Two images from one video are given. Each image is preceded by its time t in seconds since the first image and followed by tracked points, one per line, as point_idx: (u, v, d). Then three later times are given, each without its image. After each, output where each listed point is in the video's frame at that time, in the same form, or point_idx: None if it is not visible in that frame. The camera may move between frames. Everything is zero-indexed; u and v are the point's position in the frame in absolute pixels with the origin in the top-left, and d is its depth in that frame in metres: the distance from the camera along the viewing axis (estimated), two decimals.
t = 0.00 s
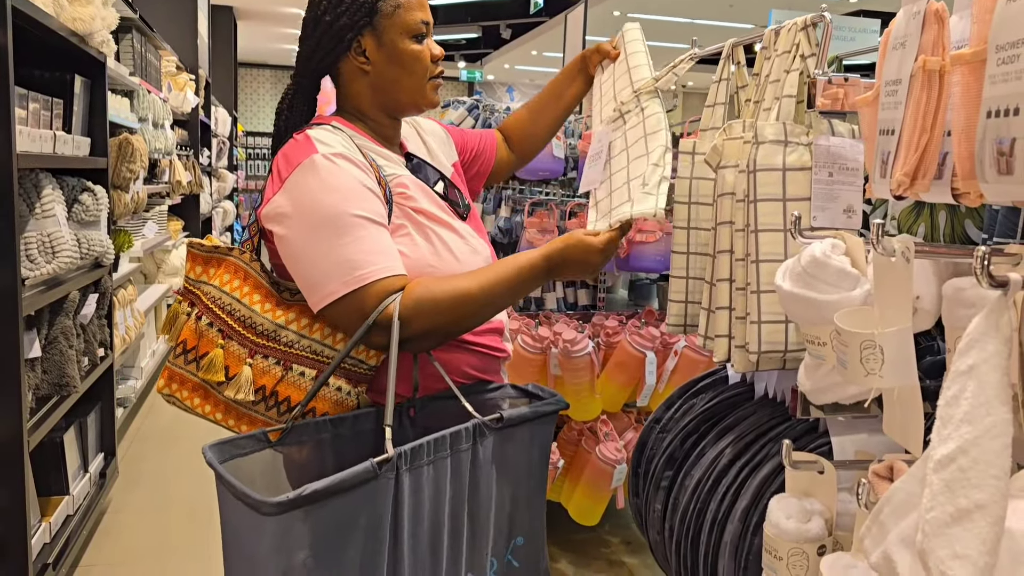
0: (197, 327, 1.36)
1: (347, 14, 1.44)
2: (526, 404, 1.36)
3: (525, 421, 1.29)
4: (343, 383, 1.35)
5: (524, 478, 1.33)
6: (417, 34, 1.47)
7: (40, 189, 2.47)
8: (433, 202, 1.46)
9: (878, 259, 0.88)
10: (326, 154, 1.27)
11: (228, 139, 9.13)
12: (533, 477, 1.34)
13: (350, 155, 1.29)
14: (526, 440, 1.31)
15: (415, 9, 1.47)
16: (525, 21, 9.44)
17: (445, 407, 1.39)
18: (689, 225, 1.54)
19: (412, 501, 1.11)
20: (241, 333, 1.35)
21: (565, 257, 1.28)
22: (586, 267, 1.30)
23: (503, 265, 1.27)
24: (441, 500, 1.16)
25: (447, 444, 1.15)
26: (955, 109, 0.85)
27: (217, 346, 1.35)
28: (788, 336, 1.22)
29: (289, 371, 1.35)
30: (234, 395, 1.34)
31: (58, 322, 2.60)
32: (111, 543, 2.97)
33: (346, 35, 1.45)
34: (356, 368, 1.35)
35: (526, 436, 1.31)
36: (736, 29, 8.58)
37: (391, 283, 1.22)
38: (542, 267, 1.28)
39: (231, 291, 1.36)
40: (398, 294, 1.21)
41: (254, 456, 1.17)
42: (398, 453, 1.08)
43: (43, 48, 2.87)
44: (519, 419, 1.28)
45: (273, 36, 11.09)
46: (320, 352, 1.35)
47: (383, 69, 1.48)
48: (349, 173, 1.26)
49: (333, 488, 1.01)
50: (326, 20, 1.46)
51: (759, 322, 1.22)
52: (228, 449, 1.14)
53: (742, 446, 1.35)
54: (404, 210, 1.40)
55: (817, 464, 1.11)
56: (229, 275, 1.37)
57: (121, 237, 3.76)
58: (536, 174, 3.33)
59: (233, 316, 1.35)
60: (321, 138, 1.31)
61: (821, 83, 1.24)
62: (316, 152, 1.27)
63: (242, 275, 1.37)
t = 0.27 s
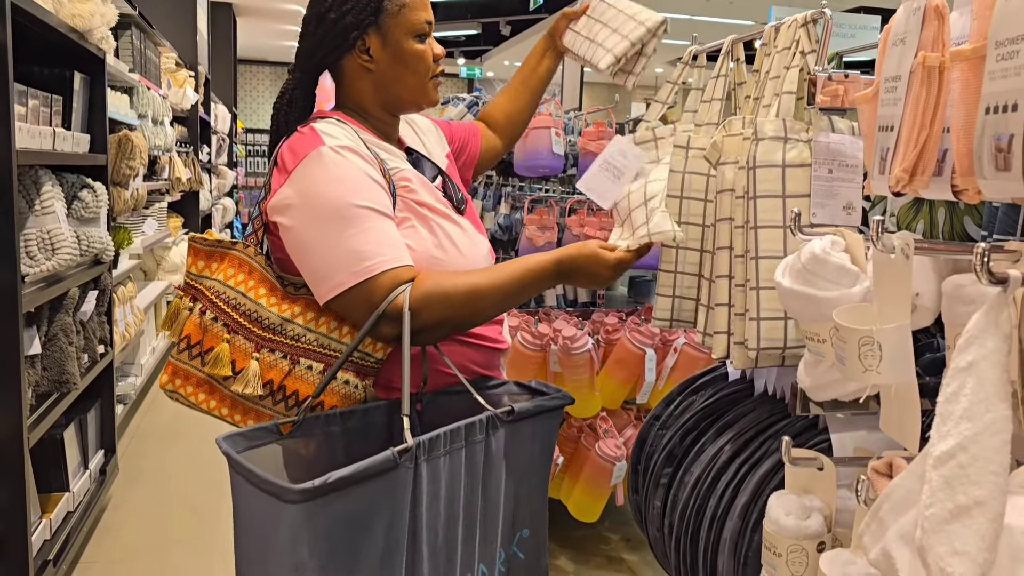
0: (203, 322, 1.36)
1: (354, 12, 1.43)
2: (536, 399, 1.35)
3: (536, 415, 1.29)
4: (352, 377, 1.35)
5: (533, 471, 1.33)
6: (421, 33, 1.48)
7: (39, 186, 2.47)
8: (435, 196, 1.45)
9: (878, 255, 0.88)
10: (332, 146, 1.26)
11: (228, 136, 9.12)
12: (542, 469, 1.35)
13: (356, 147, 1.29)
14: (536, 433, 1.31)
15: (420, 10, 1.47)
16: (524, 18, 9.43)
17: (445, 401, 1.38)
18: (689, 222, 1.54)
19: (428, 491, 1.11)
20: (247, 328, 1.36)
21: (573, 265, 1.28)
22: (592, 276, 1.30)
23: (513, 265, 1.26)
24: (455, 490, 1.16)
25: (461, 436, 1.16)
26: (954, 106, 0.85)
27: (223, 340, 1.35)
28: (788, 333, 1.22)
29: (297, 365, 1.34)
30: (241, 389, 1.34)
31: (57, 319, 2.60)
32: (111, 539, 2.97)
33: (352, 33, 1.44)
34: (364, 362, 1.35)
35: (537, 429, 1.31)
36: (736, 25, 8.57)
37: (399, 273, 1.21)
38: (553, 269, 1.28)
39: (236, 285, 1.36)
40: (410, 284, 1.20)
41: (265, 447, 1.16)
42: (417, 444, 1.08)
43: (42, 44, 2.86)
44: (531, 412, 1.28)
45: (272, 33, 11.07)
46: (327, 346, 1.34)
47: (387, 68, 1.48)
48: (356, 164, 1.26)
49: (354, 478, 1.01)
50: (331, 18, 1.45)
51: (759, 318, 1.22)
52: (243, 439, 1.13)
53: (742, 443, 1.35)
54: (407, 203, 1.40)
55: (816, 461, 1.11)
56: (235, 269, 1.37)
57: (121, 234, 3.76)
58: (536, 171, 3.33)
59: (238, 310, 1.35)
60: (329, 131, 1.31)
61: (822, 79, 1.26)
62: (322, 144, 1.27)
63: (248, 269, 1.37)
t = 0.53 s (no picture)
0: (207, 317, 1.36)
1: (359, 8, 1.42)
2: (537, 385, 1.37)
3: (535, 402, 1.29)
4: (359, 371, 1.36)
5: (537, 458, 1.34)
6: (422, 32, 1.48)
7: (39, 180, 2.46)
8: (436, 188, 1.45)
9: (879, 251, 0.88)
10: (338, 143, 1.26)
11: (229, 131, 9.11)
12: (544, 456, 1.36)
13: (361, 144, 1.29)
14: (535, 420, 1.32)
15: (421, 7, 1.47)
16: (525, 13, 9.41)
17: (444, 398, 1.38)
18: (690, 218, 1.54)
19: (438, 486, 1.11)
20: (252, 323, 1.36)
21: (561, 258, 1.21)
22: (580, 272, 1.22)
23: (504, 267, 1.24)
24: (463, 484, 1.16)
25: (467, 428, 1.16)
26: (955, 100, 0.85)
27: (229, 334, 1.35)
28: (788, 328, 1.22)
29: (303, 359, 1.34)
30: (247, 382, 1.34)
31: (58, 314, 2.60)
32: (113, 534, 2.98)
33: (355, 29, 1.44)
34: (368, 356, 1.36)
35: (537, 416, 1.32)
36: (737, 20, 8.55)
37: (396, 275, 1.22)
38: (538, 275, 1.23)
39: (239, 280, 1.37)
40: (404, 285, 1.21)
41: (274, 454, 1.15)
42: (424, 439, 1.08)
43: (42, 39, 2.86)
44: (531, 399, 1.29)
45: (272, 28, 11.04)
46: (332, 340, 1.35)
47: (387, 64, 1.48)
48: (361, 162, 1.26)
49: (368, 478, 1.00)
50: (335, 13, 1.44)
51: (760, 314, 1.22)
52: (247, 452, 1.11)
53: (742, 438, 1.36)
54: (409, 196, 1.39)
55: (817, 456, 1.11)
56: (239, 265, 1.37)
57: (121, 229, 3.75)
58: (537, 166, 3.32)
59: (243, 305, 1.36)
60: (334, 127, 1.30)
61: (822, 75, 1.24)
62: (328, 141, 1.26)
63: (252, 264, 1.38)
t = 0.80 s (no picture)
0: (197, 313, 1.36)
1: (338, 2, 1.37)
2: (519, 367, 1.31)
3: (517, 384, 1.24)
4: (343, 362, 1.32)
5: (525, 441, 1.29)
6: (407, 33, 1.39)
7: (40, 175, 2.46)
8: (426, 182, 1.42)
9: (882, 246, 0.88)
10: (317, 138, 1.20)
11: (228, 126, 9.10)
12: (532, 440, 1.30)
13: (343, 139, 1.23)
14: (521, 401, 1.27)
15: (408, 7, 1.38)
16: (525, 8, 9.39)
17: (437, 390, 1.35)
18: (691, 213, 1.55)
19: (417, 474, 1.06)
20: (239, 318, 1.35)
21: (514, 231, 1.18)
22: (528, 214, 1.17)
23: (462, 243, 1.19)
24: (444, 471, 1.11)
25: (443, 413, 1.11)
26: (958, 96, 0.85)
27: (217, 330, 1.35)
28: (790, 322, 1.23)
29: (290, 352, 1.34)
30: (236, 377, 1.33)
31: (58, 309, 2.60)
32: (112, 528, 2.98)
33: (336, 23, 1.40)
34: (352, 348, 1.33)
35: (523, 398, 1.27)
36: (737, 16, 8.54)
37: (371, 266, 1.16)
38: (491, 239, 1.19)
39: (227, 276, 1.37)
40: (376, 277, 1.15)
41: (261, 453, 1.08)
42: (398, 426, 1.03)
43: (41, 32, 2.85)
44: (513, 382, 1.24)
45: (271, 22, 11.02)
46: (317, 333, 1.34)
47: (369, 62, 1.41)
48: (341, 156, 1.20)
49: (345, 466, 0.95)
50: (320, 5, 1.40)
51: (761, 309, 1.23)
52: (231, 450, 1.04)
53: (743, 432, 1.36)
54: (396, 189, 1.36)
55: (817, 450, 1.11)
56: (227, 261, 1.37)
57: (121, 224, 3.75)
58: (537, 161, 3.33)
59: (230, 300, 1.35)
60: (315, 123, 1.24)
61: (825, 69, 1.26)
62: (308, 136, 1.21)
63: (239, 260, 1.38)
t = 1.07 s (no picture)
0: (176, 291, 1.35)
1: None
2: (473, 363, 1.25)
3: (458, 384, 1.17)
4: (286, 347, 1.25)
5: (481, 443, 1.22)
6: (413, 29, 1.33)
7: (38, 168, 2.46)
8: (408, 178, 1.35)
9: (880, 237, 0.88)
10: (287, 129, 1.17)
11: (227, 120, 9.09)
12: (491, 441, 1.23)
13: (317, 130, 1.19)
14: (466, 403, 1.19)
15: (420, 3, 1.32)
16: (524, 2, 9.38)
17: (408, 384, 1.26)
18: (689, 206, 1.55)
19: (329, 472, 1.02)
20: (211, 299, 1.33)
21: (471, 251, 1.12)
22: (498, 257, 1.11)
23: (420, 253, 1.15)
24: (364, 472, 1.05)
25: (365, 411, 1.05)
26: (957, 87, 0.85)
27: (190, 307, 1.33)
28: (788, 314, 1.23)
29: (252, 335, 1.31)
30: (198, 356, 1.31)
31: (56, 302, 2.60)
32: (111, 521, 2.99)
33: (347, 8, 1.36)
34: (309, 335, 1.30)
35: (469, 399, 1.19)
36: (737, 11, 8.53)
37: (313, 263, 1.13)
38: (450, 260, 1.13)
39: (205, 257, 1.34)
40: (312, 273, 1.12)
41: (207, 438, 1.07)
42: (307, 422, 0.99)
43: (39, 25, 2.84)
44: (458, 380, 1.17)
45: (269, 16, 11.00)
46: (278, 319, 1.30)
47: (370, 52, 1.36)
48: (306, 148, 1.16)
49: (233, 461, 0.93)
50: None
51: (759, 301, 1.23)
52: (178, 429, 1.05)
53: (741, 425, 1.37)
54: (371, 185, 1.29)
55: (815, 442, 1.12)
56: (205, 242, 1.35)
57: (119, 217, 3.75)
58: (536, 155, 3.33)
59: (203, 280, 1.33)
60: (292, 111, 1.20)
61: (823, 61, 1.25)
62: (280, 124, 1.18)
63: (217, 242, 1.35)
